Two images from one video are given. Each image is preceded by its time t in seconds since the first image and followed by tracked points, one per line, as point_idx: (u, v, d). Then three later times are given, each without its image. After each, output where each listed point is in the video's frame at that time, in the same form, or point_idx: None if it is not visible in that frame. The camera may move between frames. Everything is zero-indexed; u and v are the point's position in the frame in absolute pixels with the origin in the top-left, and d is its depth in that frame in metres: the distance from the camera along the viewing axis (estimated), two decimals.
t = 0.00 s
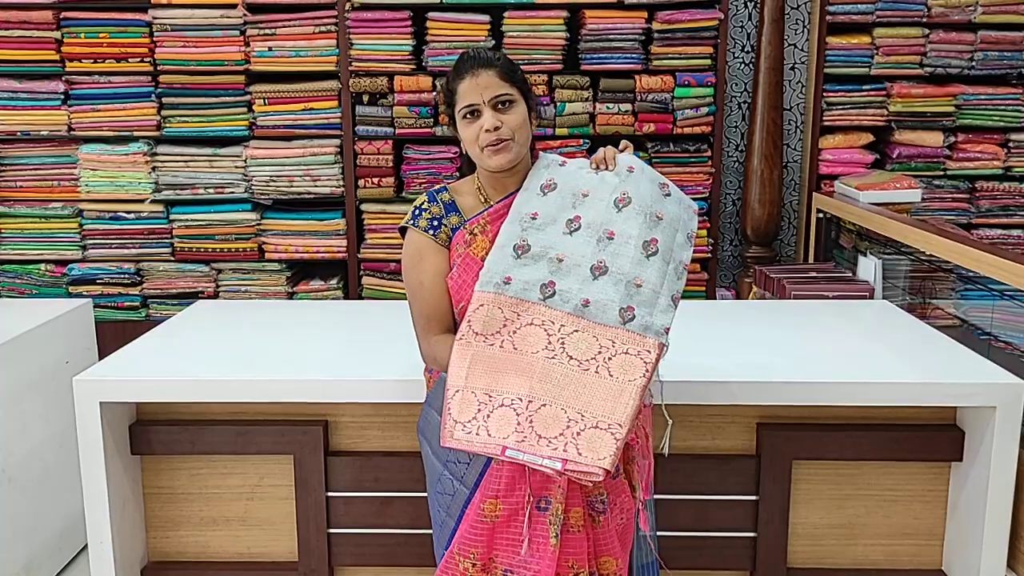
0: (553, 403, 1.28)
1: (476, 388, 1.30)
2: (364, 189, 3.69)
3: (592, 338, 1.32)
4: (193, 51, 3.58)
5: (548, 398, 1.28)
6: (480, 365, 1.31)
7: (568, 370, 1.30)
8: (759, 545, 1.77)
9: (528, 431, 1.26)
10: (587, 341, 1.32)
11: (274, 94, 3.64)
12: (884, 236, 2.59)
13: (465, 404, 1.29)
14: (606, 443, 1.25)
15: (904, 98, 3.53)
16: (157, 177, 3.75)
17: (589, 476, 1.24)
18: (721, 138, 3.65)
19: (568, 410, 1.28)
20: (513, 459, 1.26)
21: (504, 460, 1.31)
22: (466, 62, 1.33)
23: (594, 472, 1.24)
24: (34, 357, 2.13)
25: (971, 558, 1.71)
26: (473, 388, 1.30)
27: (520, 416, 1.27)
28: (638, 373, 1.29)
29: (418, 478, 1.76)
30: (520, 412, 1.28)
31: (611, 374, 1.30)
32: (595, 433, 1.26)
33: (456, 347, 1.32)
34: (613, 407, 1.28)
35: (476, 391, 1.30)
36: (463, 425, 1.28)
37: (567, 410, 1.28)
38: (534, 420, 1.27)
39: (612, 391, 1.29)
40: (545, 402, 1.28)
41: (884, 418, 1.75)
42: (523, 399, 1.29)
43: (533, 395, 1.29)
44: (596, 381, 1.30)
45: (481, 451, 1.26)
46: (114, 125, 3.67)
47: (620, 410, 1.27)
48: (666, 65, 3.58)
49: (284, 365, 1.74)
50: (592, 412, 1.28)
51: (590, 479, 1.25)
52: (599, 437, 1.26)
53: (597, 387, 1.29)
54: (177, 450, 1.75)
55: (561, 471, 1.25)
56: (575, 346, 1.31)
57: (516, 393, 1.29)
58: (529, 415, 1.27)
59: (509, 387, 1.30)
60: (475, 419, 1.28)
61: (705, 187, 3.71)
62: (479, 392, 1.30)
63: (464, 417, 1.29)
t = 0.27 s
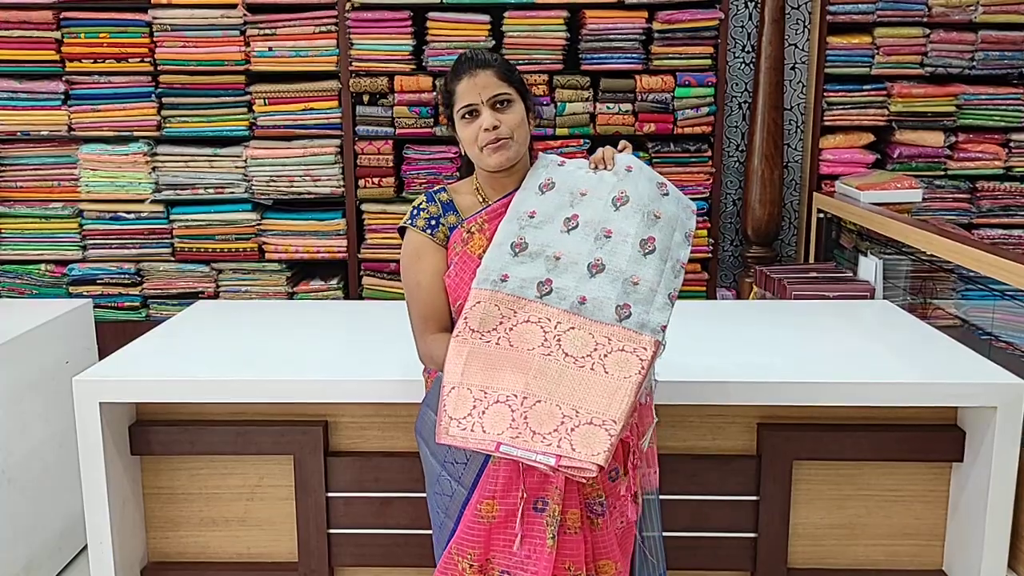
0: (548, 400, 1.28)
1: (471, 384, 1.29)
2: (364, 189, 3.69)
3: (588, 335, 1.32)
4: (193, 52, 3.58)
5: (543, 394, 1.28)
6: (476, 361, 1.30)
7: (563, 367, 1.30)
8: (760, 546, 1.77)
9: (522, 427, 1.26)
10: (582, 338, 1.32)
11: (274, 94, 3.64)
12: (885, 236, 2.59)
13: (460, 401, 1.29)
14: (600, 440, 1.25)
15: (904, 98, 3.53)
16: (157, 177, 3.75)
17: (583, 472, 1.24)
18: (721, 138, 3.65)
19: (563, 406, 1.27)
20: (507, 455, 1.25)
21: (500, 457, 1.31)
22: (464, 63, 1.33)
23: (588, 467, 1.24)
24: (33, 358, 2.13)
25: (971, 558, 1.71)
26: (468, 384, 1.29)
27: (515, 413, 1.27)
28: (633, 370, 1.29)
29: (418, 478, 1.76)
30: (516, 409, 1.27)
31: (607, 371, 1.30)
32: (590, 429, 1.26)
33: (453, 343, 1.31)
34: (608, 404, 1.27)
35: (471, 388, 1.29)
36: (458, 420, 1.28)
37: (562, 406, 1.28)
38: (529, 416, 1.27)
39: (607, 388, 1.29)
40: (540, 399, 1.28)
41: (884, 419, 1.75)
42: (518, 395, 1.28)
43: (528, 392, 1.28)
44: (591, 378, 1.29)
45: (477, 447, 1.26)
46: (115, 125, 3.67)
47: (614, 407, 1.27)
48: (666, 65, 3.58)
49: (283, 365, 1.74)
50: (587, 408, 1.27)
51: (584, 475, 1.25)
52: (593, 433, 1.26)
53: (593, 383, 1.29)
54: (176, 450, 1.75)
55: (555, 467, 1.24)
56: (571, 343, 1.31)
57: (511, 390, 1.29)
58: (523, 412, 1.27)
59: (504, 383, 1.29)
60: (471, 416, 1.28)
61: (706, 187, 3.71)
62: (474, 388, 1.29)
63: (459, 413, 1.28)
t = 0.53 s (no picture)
0: (547, 399, 1.27)
1: (470, 382, 1.29)
2: (364, 188, 3.69)
3: (588, 333, 1.31)
4: (193, 51, 3.57)
5: (542, 393, 1.27)
6: (476, 360, 1.30)
7: (562, 366, 1.29)
8: (761, 546, 1.76)
9: (520, 426, 1.25)
10: (582, 337, 1.31)
11: (275, 94, 3.64)
12: (886, 236, 2.59)
13: (459, 399, 1.28)
14: (599, 438, 1.24)
15: (906, 97, 3.52)
16: (158, 177, 3.74)
17: (581, 472, 1.23)
18: (722, 137, 3.65)
19: (561, 405, 1.27)
20: (505, 454, 1.24)
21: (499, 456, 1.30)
22: (470, 59, 1.33)
23: (586, 467, 1.22)
24: (33, 358, 2.13)
25: (974, 558, 1.70)
26: (467, 383, 1.29)
27: (514, 411, 1.26)
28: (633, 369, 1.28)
29: (419, 478, 1.75)
30: (514, 408, 1.27)
31: (606, 370, 1.29)
32: (588, 428, 1.25)
33: (453, 341, 1.31)
34: (607, 403, 1.26)
35: (470, 386, 1.29)
36: (456, 419, 1.27)
37: (560, 404, 1.27)
38: (527, 415, 1.26)
39: (606, 386, 1.28)
40: (538, 397, 1.27)
41: (886, 419, 1.74)
42: (517, 394, 1.28)
43: (527, 390, 1.28)
44: (590, 377, 1.28)
45: (475, 445, 1.25)
46: (115, 125, 3.66)
47: (613, 405, 1.26)
48: (667, 64, 3.57)
49: (284, 365, 1.73)
50: (586, 407, 1.26)
51: (582, 475, 1.24)
52: (592, 432, 1.24)
53: (592, 382, 1.28)
54: (176, 450, 1.74)
55: (552, 466, 1.23)
56: (570, 342, 1.30)
57: (510, 388, 1.28)
58: (522, 410, 1.26)
59: (503, 382, 1.28)
60: (469, 414, 1.27)
61: (707, 187, 3.70)
62: (473, 387, 1.29)
63: (458, 411, 1.27)
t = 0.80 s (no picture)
0: (550, 405, 1.28)
1: (474, 386, 1.30)
2: (365, 188, 3.69)
3: (591, 339, 1.31)
4: (194, 50, 3.57)
5: (546, 399, 1.28)
6: (479, 363, 1.30)
7: (566, 371, 1.30)
8: (763, 546, 1.76)
9: (524, 433, 1.27)
10: (586, 343, 1.31)
11: (275, 93, 3.63)
12: (888, 235, 2.58)
13: (463, 402, 1.29)
14: (603, 448, 1.26)
15: (908, 97, 3.52)
16: (158, 177, 3.74)
17: (585, 480, 1.26)
18: (724, 136, 3.64)
19: (565, 412, 1.28)
20: (509, 459, 1.26)
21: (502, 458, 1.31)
22: (504, 53, 1.31)
23: (590, 476, 1.25)
24: (34, 357, 2.12)
25: (976, 559, 1.70)
26: (471, 386, 1.30)
27: (518, 417, 1.28)
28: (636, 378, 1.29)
29: (420, 478, 1.75)
30: (518, 413, 1.28)
31: (610, 377, 1.29)
32: (592, 437, 1.26)
33: (455, 344, 1.31)
34: (611, 411, 1.28)
35: (474, 389, 1.30)
36: (460, 422, 1.29)
37: (564, 411, 1.28)
38: (531, 421, 1.27)
39: (610, 394, 1.28)
40: (542, 405, 1.28)
41: (888, 418, 1.74)
42: (521, 399, 1.28)
43: (531, 396, 1.28)
44: (594, 383, 1.29)
45: (478, 449, 1.27)
46: (116, 125, 3.66)
47: (617, 414, 1.27)
48: (668, 63, 3.57)
49: (284, 364, 1.73)
50: (590, 415, 1.28)
51: (586, 482, 1.26)
52: (596, 441, 1.26)
53: (596, 389, 1.29)
54: (177, 450, 1.74)
55: (556, 473, 1.25)
56: (574, 347, 1.30)
57: (514, 394, 1.29)
58: (525, 417, 1.28)
59: (507, 387, 1.29)
60: (473, 417, 1.28)
61: (708, 186, 3.69)
62: (477, 390, 1.29)
63: (462, 414, 1.29)
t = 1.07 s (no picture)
0: (560, 408, 1.27)
1: (484, 387, 1.28)
2: (366, 188, 3.69)
3: (602, 343, 1.31)
4: (194, 50, 3.57)
5: (555, 402, 1.28)
6: (489, 364, 1.29)
7: (576, 375, 1.29)
8: (765, 546, 1.75)
9: (534, 436, 1.25)
10: (596, 347, 1.31)
11: (276, 93, 3.63)
12: (890, 235, 2.58)
13: (471, 402, 1.28)
14: (613, 453, 1.24)
15: (909, 96, 3.51)
16: (159, 177, 3.74)
17: (593, 484, 1.24)
18: (725, 136, 3.63)
19: (575, 416, 1.27)
20: (517, 461, 1.25)
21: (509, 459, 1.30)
22: (512, 50, 1.31)
23: (600, 481, 1.23)
24: (34, 357, 2.12)
25: (978, 559, 1.70)
26: (480, 386, 1.28)
27: (527, 419, 1.26)
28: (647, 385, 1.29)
29: (421, 478, 1.75)
30: (527, 415, 1.27)
31: (620, 382, 1.29)
32: (602, 441, 1.25)
33: (465, 344, 1.30)
34: (621, 416, 1.27)
35: (483, 390, 1.28)
36: (467, 423, 1.27)
37: (574, 415, 1.27)
38: (540, 423, 1.26)
39: (620, 399, 1.28)
40: (553, 408, 1.27)
41: (890, 418, 1.73)
42: (530, 402, 1.27)
43: (541, 399, 1.28)
44: (604, 388, 1.29)
45: (486, 450, 1.25)
46: (117, 124, 3.66)
47: (627, 419, 1.27)
48: (670, 63, 3.56)
49: (286, 364, 1.73)
50: (600, 419, 1.27)
51: (594, 487, 1.24)
52: (605, 446, 1.25)
53: (606, 394, 1.28)
54: (178, 449, 1.74)
55: (565, 477, 1.24)
56: (584, 351, 1.30)
57: (524, 396, 1.28)
58: (535, 420, 1.27)
59: (516, 389, 1.28)
60: (481, 418, 1.27)
61: (709, 186, 3.69)
62: (486, 391, 1.28)
63: (469, 414, 1.27)
